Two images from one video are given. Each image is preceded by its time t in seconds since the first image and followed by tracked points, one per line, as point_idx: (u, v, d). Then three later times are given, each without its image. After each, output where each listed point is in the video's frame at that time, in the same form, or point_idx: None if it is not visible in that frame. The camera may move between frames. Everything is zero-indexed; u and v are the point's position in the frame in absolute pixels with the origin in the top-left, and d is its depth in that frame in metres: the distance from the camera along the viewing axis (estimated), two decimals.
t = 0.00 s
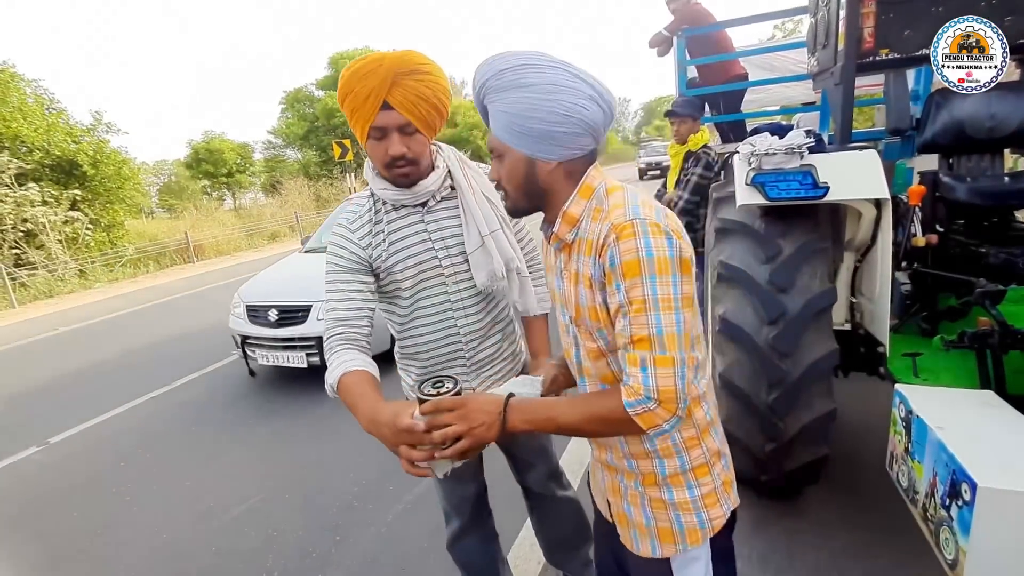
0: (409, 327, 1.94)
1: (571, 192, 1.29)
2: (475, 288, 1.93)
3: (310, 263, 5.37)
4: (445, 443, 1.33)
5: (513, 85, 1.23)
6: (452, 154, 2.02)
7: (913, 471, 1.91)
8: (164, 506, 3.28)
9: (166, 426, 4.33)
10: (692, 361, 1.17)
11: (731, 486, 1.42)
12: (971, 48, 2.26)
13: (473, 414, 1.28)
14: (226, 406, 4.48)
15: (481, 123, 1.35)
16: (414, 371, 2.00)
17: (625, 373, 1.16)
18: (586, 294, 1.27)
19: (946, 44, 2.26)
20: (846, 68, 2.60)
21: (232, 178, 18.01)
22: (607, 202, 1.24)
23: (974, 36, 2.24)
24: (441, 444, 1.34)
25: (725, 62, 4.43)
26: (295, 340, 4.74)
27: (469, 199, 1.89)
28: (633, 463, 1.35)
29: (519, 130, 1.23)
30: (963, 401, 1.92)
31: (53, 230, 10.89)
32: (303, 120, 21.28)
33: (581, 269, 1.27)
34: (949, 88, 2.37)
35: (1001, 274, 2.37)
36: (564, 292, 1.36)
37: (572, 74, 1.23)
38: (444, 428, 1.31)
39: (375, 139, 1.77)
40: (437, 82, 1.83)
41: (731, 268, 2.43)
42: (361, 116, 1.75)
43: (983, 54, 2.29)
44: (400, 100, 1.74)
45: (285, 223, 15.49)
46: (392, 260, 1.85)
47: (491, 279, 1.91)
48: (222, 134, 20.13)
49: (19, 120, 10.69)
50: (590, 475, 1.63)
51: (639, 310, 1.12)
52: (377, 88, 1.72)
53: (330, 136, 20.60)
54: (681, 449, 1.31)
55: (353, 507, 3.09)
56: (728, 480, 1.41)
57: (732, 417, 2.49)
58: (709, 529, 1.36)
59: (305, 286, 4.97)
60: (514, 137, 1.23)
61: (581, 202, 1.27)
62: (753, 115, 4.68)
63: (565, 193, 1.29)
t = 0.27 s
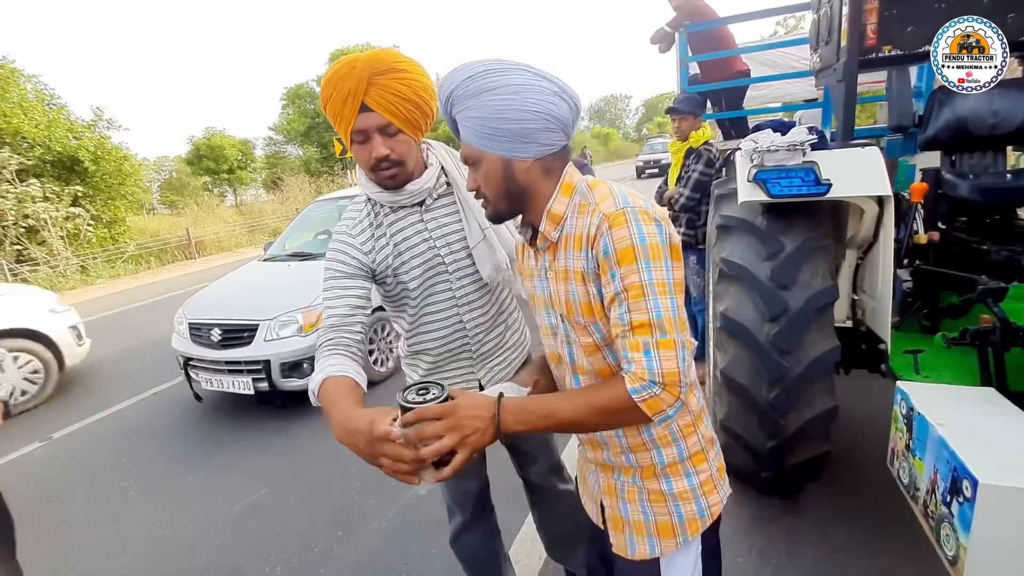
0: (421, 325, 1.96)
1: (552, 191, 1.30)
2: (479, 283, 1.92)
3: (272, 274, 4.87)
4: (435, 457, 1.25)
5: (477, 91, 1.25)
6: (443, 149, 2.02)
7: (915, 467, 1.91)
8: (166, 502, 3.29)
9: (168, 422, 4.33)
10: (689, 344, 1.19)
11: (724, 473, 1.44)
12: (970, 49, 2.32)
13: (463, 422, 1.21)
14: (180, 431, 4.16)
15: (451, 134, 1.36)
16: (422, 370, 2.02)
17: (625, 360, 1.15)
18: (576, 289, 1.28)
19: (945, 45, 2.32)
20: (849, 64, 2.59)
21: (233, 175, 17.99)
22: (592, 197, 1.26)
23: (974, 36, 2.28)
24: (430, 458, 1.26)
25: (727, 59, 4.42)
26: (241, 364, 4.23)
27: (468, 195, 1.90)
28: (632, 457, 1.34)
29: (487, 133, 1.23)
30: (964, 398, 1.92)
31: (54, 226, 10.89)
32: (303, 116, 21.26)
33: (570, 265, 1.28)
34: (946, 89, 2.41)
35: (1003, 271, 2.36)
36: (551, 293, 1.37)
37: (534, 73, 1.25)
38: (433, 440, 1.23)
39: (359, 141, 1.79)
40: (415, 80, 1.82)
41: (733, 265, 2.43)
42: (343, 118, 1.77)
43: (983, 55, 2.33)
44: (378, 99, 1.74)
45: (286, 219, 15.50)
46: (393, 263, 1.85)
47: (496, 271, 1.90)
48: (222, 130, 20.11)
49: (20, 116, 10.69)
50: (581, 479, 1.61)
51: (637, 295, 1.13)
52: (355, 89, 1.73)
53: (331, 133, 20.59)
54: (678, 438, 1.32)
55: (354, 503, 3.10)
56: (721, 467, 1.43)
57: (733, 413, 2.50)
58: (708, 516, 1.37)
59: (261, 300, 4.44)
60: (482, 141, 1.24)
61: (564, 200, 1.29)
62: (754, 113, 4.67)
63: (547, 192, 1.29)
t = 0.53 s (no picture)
0: (422, 320, 1.96)
1: (550, 188, 1.30)
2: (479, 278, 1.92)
3: (212, 291, 4.26)
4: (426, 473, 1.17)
5: (461, 87, 1.22)
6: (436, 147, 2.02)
7: (916, 463, 1.92)
8: (170, 497, 3.30)
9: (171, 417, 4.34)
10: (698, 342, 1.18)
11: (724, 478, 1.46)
12: (970, 49, 2.34)
13: (458, 433, 1.15)
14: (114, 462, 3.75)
15: (438, 136, 1.33)
16: (426, 366, 2.03)
17: (633, 360, 1.13)
18: (578, 287, 1.29)
19: (946, 44, 2.35)
20: (852, 61, 2.60)
21: (235, 171, 17.98)
22: (592, 193, 1.27)
23: (974, 37, 2.31)
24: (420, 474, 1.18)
25: (729, 55, 4.41)
26: (169, 395, 3.68)
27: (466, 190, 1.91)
28: (632, 465, 1.35)
29: (475, 131, 1.21)
30: (965, 394, 1.93)
31: (56, 222, 10.89)
32: (304, 111, 21.22)
33: (571, 263, 1.28)
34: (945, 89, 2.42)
35: (1007, 268, 2.37)
36: (550, 293, 1.37)
37: (517, 66, 1.23)
38: (425, 453, 1.16)
39: (348, 141, 1.80)
40: (398, 73, 1.79)
41: (735, 261, 2.43)
42: (331, 121, 1.77)
43: (982, 55, 2.35)
44: (361, 97, 1.73)
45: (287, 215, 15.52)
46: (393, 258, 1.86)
47: (494, 267, 1.91)
48: (223, 126, 20.08)
49: (20, 111, 10.68)
50: (576, 489, 1.60)
51: (646, 292, 1.13)
52: (339, 91, 1.72)
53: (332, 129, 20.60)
54: (680, 444, 1.33)
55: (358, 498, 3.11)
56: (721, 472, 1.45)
57: (735, 410, 2.50)
58: (713, 522, 1.38)
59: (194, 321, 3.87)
60: (470, 140, 1.21)
61: (561, 197, 1.29)
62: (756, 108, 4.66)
63: (544, 189, 1.29)
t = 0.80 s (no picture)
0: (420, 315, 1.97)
1: (551, 180, 1.29)
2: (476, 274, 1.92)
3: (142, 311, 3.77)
4: (413, 489, 1.08)
5: (446, 83, 1.20)
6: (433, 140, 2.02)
7: (920, 456, 1.92)
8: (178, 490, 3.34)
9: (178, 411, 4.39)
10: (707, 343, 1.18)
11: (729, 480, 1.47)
12: (970, 49, 2.27)
13: (455, 441, 1.08)
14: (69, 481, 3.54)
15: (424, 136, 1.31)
16: (425, 362, 2.04)
17: (643, 364, 1.12)
18: (582, 286, 1.29)
19: (944, 45, 2.29)
20: (859, 53, 2.57)
21: (239, 167, 18.02)
22: (593, 188, 1.27)
23: (974, 36, 2.25)
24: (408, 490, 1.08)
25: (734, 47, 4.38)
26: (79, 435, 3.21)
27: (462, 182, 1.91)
28: (637, 470, 1.35)
29: (462, 128, 1.19)
30: (970, 387, 1.93)
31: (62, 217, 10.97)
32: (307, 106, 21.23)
33: (573, 261, 1.28)
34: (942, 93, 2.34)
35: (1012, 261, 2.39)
36: (551, 291, 1.37)
37: (503, 57, 1.20)
38: (417, 465, 1.08)
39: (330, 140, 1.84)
40: (377, 69, 1.78)
41: (739, 255, 2.42)
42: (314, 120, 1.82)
43: (983, 55, 2.28)
44: (338, 95, 1.75)
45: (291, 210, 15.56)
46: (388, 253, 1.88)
47: (490, 263, 1.90)
48: (227, 121, 20.11)
49: (26, 107, 10.76)
50: (576, 493, 1.60)
51: (655, 291, 1.13)
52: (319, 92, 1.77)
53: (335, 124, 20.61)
54: (686, 447, 1.34)
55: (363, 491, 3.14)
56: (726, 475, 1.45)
57: (738, 403, 2.51)
58: (720, 526, 1.39)
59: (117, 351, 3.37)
60: (458, 136, 1.20)
61: (561, 193, 1.29)
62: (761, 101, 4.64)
63: (542, 185, 1.28)
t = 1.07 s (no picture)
0: (432, 306, 2.00)
1: (556, 176, 1.30)
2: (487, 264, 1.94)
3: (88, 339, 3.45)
4: (429, 487, 1.11)
5: (437, 94, 1.18)
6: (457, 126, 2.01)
7: (949, 450, 1.88)
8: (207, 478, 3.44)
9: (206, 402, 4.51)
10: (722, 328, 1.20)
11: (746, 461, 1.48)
12: (968, 49, 2.33)
13: (469, 437, 1.11)
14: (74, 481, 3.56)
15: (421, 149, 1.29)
16: (438, 354, 2.07)
17: (660, 352, 1.13)
18: (594, 279, 1.29)
19: (942, 47, 2.37)
20: (888, 38, 2.52)
21: (262, 163, 18.30)
22: (601, 182, 1.28)
23: (974, 36, 2.31)
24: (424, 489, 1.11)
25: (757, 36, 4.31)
26: None
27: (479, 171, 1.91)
28: (660, 456, 1.35)
29: (460, 135, 1.18)
30: (1002, 380, 1.88)
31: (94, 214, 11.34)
32: (328, 103, 21.49)
33: (584, 256, 1.29)
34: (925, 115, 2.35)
35: None
36: (562, 287, 1.37)
37: (492, 59, 1.20)
38: (432, 463, 1.10)
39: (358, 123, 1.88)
40: (407, 55, 1.79)
41: (762, 246, 2.38)
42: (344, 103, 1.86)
43: (983, 55, 2.34)
44: (368, 80, 1.77)
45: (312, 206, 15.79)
46: (398, 240, 1.92)
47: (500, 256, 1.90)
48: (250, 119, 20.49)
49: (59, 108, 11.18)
50: (594, 485, 1.58)
51: (669, 279, 1.13)
52: (349, 75, 1.80)
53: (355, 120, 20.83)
54: (706, 430, 1.34)
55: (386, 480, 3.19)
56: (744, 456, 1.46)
57: (761, 396, 2.47)
58: (744, 502, 1.40)
59: None
60: (462, 146, 1.19)
61: (568, 188, 1.29)
62: (784, 90, 4.55)
63: (549, 182, 1.29)
